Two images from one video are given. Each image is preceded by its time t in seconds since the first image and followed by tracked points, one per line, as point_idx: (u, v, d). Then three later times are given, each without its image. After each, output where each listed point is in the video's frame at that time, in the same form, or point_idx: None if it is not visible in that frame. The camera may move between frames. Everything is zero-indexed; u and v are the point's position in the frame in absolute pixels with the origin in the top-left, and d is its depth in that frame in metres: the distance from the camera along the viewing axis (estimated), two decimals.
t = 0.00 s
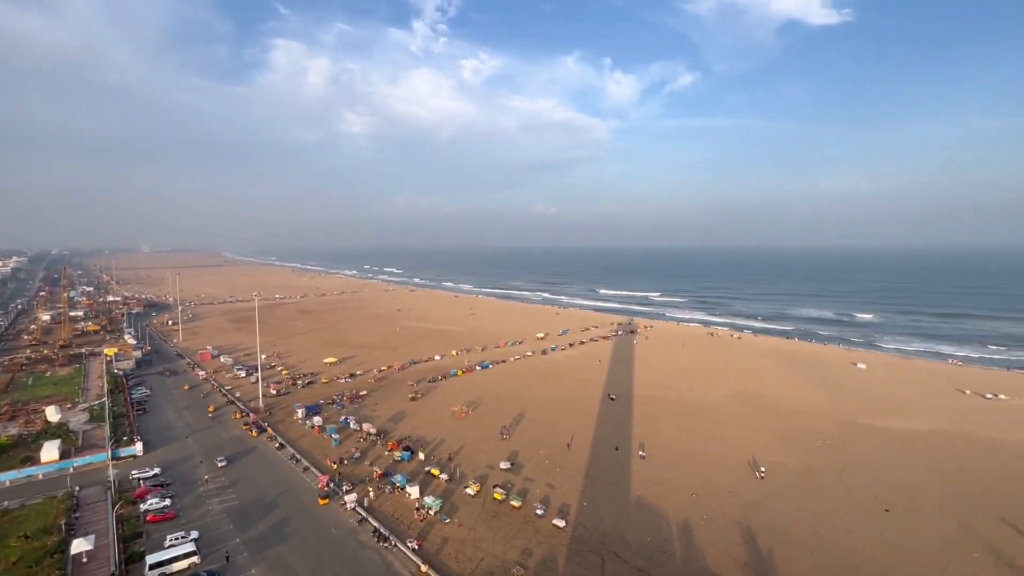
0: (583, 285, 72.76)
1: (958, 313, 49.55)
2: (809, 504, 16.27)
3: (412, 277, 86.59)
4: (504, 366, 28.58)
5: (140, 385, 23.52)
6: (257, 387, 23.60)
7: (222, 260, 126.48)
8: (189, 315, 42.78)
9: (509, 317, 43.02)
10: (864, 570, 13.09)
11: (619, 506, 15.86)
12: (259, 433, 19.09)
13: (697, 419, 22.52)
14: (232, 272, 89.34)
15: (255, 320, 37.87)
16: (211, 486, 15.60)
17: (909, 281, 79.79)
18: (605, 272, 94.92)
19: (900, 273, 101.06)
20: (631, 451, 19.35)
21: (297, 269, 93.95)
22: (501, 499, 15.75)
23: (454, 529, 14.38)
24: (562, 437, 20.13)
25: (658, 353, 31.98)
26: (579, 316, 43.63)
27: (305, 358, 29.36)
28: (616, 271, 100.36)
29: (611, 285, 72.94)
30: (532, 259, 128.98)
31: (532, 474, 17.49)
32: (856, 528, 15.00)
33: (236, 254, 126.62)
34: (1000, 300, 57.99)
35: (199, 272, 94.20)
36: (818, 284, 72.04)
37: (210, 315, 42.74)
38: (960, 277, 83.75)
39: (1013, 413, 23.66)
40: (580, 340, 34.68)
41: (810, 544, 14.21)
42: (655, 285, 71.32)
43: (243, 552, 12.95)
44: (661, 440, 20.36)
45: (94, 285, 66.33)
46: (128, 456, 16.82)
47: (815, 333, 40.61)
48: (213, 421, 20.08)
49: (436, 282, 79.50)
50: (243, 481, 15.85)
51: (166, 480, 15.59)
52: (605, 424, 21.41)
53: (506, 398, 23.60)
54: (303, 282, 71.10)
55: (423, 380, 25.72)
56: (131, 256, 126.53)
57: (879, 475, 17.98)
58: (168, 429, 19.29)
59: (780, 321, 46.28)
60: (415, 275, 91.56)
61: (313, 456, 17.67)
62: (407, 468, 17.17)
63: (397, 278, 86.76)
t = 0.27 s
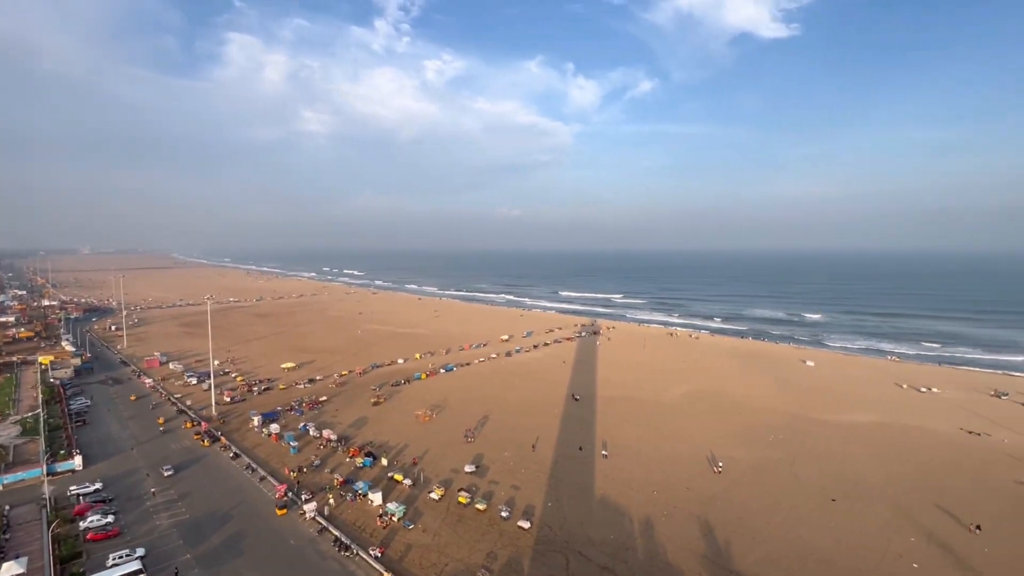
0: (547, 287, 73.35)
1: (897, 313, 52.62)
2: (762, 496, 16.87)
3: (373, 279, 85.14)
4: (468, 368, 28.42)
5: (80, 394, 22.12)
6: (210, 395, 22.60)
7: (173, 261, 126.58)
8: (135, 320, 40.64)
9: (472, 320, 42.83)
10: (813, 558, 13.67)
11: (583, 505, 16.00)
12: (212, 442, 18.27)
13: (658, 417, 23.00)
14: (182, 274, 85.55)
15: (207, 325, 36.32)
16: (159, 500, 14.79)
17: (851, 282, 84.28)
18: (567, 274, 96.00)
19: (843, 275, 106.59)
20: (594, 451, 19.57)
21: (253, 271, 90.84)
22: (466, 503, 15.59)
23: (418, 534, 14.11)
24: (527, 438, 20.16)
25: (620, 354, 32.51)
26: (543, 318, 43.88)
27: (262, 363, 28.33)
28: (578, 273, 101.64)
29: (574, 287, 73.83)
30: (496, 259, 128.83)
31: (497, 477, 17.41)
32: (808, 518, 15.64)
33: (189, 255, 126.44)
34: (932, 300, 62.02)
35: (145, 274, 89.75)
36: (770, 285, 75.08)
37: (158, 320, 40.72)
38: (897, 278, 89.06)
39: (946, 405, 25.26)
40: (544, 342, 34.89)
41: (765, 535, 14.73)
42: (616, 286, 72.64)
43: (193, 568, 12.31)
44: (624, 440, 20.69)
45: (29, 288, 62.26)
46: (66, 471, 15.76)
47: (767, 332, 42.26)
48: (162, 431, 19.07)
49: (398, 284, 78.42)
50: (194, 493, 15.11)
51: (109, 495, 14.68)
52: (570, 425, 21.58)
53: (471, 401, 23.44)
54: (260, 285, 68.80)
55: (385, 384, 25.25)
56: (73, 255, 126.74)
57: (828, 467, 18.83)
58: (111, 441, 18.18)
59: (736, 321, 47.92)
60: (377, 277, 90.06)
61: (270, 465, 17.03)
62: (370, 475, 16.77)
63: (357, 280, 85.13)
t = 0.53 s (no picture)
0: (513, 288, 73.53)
1: (847, 312, 55.18)
2: (723, 491, 17.32)
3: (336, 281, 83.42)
4: (434, 371, 28.14)
5: (16, 405, 20.74)
6: (161, 403, 21.59)
7: (119, 263, 127.33)
8: (79, 324, 38.48)
9: (438, 322, 42.44)
10: (771, 549, 14.14)
11: (550, 505, 16.05)
12: (164, 453, 17.45)
13: (623, 417, 23.32)
14: (130, 276, 81.70)
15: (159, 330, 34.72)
16: (105, 515, 14.00)
17: (804, 283, 87.91)
18: (532, 276, 96.54)
19: (797, 276, 111.16)
20: (561, 451, 19.68)
21: (208, 273, 87.53)
22: (432, 507, 15.38)
23: (383, 541, 13.83)
24: (494, 440, 20.11)
25: (586, 355, 32.85)
26: (510, 319, 43.91)
27: (218, 369, 27.27)
28: (543, 274, 102.31)
29: (540, 288, 74.30)
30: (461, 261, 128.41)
31: (463, 480, 17.26)
32: (765, 510, 16.15)
33: (138, 255, 125.98)
34: (878, 300, 65.39)
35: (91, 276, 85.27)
36: (729, 286, 77.49)
37: (104, 324, 38.67)
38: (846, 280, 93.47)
39: (892, 399, 26.64)
40: (510, 343, 34.90)
41: (725, 528, 15.12)
42: (581, 288, 73.48)
43: None
44: (590, 439, 20.88)
45: None
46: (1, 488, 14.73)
47: (726, 331, 43.58)
48: (108, 442, 18.08)
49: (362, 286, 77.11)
50: (143, 507, 14.38)
51: (49, 512, 13.80)
52: (536, 426, 21.63)
53: (437, 404, 23.21)
54: (215, 288, 66.38)
55: (349, 389, 24.71)
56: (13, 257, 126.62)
57: (785, 461, 19.51)
58: (52, 455, 17.09)
59: (697, 321, 49.22)
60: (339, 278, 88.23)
61: (227, 475, 16.38)
62: (333, 482, 16.35)
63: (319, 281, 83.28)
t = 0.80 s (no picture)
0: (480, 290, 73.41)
1: (802, 312, 57.36)
2: (687, 486, 17.70)
3: (298, 283, 81.52)
4: (401, 374, 27.78)
5: None
6: (109, 412, 20.52)
7: (65, 264, 126.04)
8: (18, 330, 36.27)
9: (405, 324, 41.92)
10: (732, 541, 14.54)
11: (518, 506, 16.05)
12: (112, 464, 16.58)
13: (590, 416, 23.57)
14: (76, 278, 77.72)
15: (107, 335, 33.05)
16: (47, 532, 13.19)
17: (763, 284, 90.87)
18: (499, 278, 96.70)
19: (756, 277, 114.95)
20: (529, 452, 19.71)
21: (161, 274, 84.04)
22: (399, 512, 15.11)
23: (349, 549, 13.50)
24: (462, 442, 19.99)
25: (553, 355, 33.09)
26: (477, 321, 43.79)
27: (172, 375, 26.16)
28: (510, 275, 102.66)
29: (508, 289, 74.52)
30: (428, 262, 127.30)
31: (431, 483, 17.06)
32: (726, 503, 16.59)
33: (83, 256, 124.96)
34: (831, 300, 68.24)
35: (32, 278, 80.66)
36: (691, 287, 79.55)
37: (46, 330, 36.56)
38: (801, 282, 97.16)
39: (843, 394, 27.84)
40: (478, 345, 34.81)
41: (689, 523, 15.45)
42: (548, 289, 74.05)
43: None
44: (557, 439, 21.01)
45: None
46: None
47: (689, 331, 44.64)
48: (51, 454, 17.06)
49: (325, 288, 75.61)
50: (90, 522, 13.62)
51: None
52: (504, 427, 21.62)
53: (404, 407, 22.90)
54: (169, 290, 63.85)
55: (312, 394, 24.11)
56: None
57: (745, 455, 20.11)
58: None
59: (660, 322, 50.23)
60: (302, 280, 86.29)
61: (182, 486, 15.70)
62: (295, 490, 15.88)
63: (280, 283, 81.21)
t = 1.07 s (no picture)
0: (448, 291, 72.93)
1: (762, 311, 59.23)
2: (654, 483, 17.99)
3: (259, 285, 79.05)
4: (367, 377, 27.30)
5: None
6: (54, 422, 19.42)
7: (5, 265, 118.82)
8: None
9: (371, 326, 41.24)
10: (697, 535, 14.86)
11: (487, 508, 15.97)
12: (57, 478, 15.68)
13: (558, 417, 23.71)
14: (17, 280, 73.27)
15: (51, 342, 31.26)
16: None
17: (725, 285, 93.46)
18: (467, 279, 96.23)
19: (718, 278, 118.20)
20: (497, 453, 19.67)
21: (112, 276, 80.12)
22: (365, 518, 14.82)
23: (313, 557, 13.15)
24: (430, 445, 19.79)
25: (522, 356, 33.16)
26: (445, 322, 43.48)
27: (123, 382, 24.95)
28: (478, 275, 102.34)
29: (476, 290, 74.26)
30: (396, 264, 125.73)
31: (398, 487, 16.80)
32: (690, 498, 16.95)
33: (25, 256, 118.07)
34: (788, 300, 70.76)
35: None
36: (656, 288, 81.05)
37: None
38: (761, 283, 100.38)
39: (800, 390, 28.90)
40: (446, 346, 34.56)
41: (655, 518, 15.70)
42: (517, 290, 74.23)
43: None
44: (526, 439, 21.05)
45: None
46: None
47: (654, 330, 45.49)
48: None
49: (288, 289, 73.65)
50: (31, 540, 12.83)
51: None
52: (473, 429, 21.51)
53: (370, 411, 22.52)
54: (121, 293, 60.95)
55: (274, 399, 23.44)
56: None
57: (708, 450, 20.60)
58: None
59: (627, 322, 51.02)
60: (263, 282, 83.79)
61: (134, 498, 14.99)
62: (256, 499, 15.38)
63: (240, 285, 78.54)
